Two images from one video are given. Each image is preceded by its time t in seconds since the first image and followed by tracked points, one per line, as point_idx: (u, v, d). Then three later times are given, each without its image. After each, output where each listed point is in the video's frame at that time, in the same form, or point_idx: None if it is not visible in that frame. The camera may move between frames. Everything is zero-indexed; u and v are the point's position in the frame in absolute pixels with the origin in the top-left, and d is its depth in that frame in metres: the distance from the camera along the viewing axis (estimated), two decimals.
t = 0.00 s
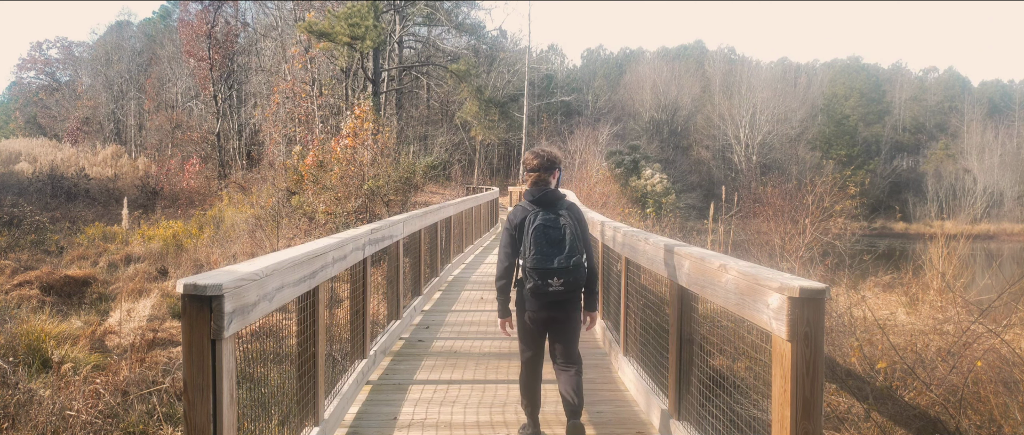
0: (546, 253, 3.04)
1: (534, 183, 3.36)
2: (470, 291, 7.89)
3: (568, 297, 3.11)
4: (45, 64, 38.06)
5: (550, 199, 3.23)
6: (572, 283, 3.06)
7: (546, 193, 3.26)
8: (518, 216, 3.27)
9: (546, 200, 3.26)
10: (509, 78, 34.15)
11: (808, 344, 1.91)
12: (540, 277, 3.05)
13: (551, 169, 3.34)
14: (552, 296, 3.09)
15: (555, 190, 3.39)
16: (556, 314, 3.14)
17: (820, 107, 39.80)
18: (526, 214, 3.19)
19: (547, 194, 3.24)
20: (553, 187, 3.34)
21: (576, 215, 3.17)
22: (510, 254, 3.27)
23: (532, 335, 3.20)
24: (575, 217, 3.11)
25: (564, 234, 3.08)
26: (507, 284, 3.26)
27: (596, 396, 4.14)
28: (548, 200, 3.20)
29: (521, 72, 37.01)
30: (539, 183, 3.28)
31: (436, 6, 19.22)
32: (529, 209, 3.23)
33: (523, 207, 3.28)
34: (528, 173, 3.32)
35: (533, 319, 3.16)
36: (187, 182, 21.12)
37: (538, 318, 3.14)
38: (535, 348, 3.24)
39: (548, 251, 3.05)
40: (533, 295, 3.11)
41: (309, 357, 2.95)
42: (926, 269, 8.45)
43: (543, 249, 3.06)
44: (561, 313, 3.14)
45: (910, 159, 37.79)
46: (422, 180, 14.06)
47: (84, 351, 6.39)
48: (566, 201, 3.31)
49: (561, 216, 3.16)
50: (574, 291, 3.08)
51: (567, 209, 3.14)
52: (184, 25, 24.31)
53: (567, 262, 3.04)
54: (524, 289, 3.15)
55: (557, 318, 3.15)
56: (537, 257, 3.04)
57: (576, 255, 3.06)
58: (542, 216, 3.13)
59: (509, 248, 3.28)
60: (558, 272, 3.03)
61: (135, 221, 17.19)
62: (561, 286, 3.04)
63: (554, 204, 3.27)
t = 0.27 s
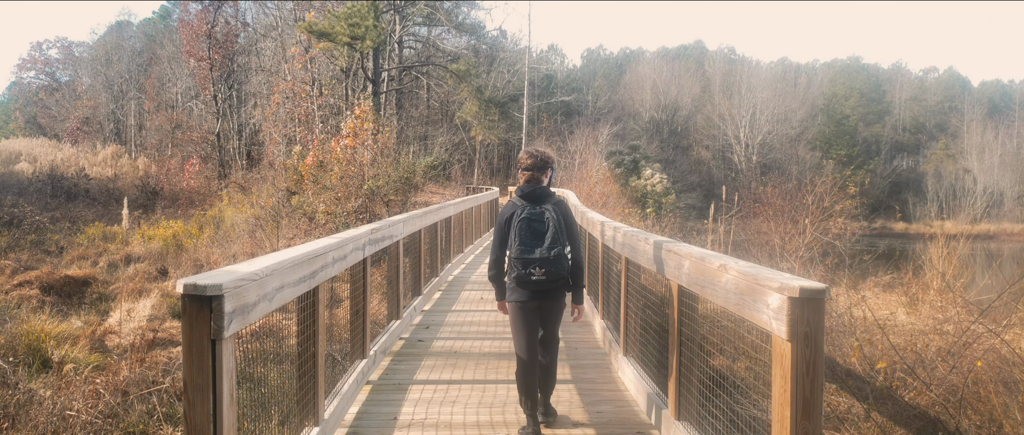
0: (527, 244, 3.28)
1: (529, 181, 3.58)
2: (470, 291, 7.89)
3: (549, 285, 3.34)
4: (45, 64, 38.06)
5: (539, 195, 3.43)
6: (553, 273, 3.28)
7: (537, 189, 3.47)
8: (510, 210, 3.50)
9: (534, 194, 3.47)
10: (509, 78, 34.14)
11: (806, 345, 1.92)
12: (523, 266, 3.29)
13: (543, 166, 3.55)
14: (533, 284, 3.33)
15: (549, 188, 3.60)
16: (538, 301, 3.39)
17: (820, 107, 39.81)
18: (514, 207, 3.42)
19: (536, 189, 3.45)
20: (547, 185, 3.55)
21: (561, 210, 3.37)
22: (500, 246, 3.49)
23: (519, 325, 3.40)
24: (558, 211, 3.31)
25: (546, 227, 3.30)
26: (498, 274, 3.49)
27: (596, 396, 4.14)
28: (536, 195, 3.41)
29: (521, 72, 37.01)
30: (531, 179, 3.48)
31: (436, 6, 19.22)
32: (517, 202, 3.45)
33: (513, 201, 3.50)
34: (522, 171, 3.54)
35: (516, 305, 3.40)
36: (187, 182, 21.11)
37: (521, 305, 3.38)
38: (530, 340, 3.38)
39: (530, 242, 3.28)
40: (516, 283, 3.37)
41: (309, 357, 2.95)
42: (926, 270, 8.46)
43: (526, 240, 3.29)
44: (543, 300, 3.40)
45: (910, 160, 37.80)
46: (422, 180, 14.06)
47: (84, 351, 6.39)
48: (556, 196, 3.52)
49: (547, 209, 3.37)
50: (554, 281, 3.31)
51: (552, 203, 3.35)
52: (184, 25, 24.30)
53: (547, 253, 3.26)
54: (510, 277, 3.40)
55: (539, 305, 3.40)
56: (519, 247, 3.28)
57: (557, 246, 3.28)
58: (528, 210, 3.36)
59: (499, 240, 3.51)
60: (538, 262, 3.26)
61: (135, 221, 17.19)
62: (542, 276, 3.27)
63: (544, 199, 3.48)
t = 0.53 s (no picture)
0: (522, 244, 3.49)
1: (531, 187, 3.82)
2: (470, 291, 7.89)
3: (541, 285, 3.54)
4: (45, 64, 38.07)
5: (538, 200, 3.65)
6: (545, 271, 3.48)
7: (537, 194, 3.71)
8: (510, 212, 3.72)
9: (534, 199, 3.70)
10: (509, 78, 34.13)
11: (806, 345, 1.92)
12: (517, 264, 3.49)
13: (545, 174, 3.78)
14: (525, 282, 3.53)
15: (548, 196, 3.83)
16: (530, 298, 3.57)
17: (820, 107, 39.82)
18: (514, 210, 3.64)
19: (536, 194, 3.68)
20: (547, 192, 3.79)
21: (558, 215, 3.59)
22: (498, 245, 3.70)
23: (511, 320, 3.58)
24: (557, 215, 3.54)
25: (542, 229, 3.52)
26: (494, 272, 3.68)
27: (596, 396, 4.14)
28: (535, 199, 3.64)
29: (521, 72, 37.00)
30: (532, 184, 3.70)
31: (436, 6, 19.22)
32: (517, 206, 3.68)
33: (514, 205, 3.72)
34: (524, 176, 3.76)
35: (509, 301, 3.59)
36: (187, 182, 21.11)
37: (514, 301, 3.57)
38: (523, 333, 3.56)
39: (526, 242, 3.49)
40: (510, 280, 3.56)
41: (309, 357, 2.95)
42: (926, 269, 8.45)
43: (522, 240, 3.50)
44: (534, 298, 3.58)
45: (910, 160, 37.81)
46: (422, 180, 14.06)
47: (84, 351, 6.40)
48: (554, 203, 3.75)
49: (545, 214, 3.60)
50: (547, 279, 3.51)
51: (550, 208, 3.58)
52: (184, 25, 24.31)
53: (541, 253, 3.47)
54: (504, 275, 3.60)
55: (530, 302, 3.58)
56: (515, 247, 3.49)
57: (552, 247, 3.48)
58: (527, 213, 3.58)
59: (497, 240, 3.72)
60: (532, 260, 3.46)
61: (135, 221, 17.19)
62: (535, 273, 3.47)
63: (543, 203, 3.72)
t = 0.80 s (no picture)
0: (524, 234, 3.75)
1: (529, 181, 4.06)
2: (470, 291, 7.89)
3: (539, 273, 3.82)
4: (45, 64, 38.04)
5: (538, 193, 3.90)
6: (544, 259, 3.76)
7: (536, 186, 3.95)
8: (510, 202, 3.98)
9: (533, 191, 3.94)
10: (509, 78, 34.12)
11: (806, 345, 1.91)
12: (518, 252, 3.77)
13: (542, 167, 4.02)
14: (525, 269, 3.81)
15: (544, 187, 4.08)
16: (528, 285, 3.85)
17: (820, 107, 39.83)
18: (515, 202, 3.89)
19: (536, 187, 3.93)
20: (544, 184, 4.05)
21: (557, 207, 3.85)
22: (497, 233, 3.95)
23: (506, 302, 3.88)
24: (557, 206, 3.79)
25: (543, 220, 3.79)
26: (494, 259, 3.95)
27: (596, 396, 4.14)
28: (535, 191, 3.88)
29: (521, 72, 36.99)
30: (531, 177, 3.92)
31: (436, 6, 19.21)
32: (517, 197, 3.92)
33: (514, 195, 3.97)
34: (523, 170, 3.97)
35: (506, 285, 3.88)
36: (187, 182, 21.10)
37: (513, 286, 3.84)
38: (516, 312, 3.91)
39: (528, 233, 3.75)
40: (509, 265, 3.85)
41: (309, 357, 2.95)
42: (926, 269, 8.45)
43: (523, 230, 3.78)
44: (532, 285, 3.85)
45: (910, 160, 37.80)
46: (422, 180, 14.06)
47: (84, 351, 6.40)
48: (550, 195, 4.01)
49: (544, 206, 3.86)
50: (544, 268, 3.79)
51: (550, 200, 3.84)
52: (184, 25, 24.30)
53: (542, 243, 3.75)
54: (503, 262, 3.87)
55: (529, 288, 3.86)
56: (517, 236, 3.75)
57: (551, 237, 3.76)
58: (528, 205, 3.84)
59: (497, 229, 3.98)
60: (533, 249, 3.74)
61: (135, 221, 17.19)
62: (534, 261, 3.75)
63: (541, 196, 3.98)
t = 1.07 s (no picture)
0: (522, 240, 3.94)
1: (519, 186, 4.25)
2: (470, 291, 7.89)
3: (536, 274, 4.02)
4: (45, 64, 38.03)
5: (530, 199, 4.09)
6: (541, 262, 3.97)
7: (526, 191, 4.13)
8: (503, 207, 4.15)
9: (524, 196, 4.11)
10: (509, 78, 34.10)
11: (807, 345, 1.91)
12: (516, 256, 3.95)
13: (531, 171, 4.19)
14: (522, 271, 4.01)
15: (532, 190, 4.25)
16: (526, 286, 4.05)
17: (820, 107, 39.85)
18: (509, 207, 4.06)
19: (527, 192, 4.11)
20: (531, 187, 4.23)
21: (549, 211, 4.06)
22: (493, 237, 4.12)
23: (506, 302, 4.10)
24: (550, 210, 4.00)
25: (537, 225, 3.99)
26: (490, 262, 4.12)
27: (596, 396, 4.14)
28: (528, 196, 4.06)
29: (521, 72, 36.99)
30: (522, 182, 4.07)
31: (436, 6, 19.21)
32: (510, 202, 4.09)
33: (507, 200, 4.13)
34: (511, 174, 4.10)
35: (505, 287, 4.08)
36: (187, 182, 21.10)
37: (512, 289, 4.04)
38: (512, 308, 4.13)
39: (525, 238, 3.94)
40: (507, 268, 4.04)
41: (309, 357, 2.95)
42: (926, 269, 8.44)
43: (520, 235, 3.96)
44: (529, 287, 4.05)
45: (910, 159, 37.81)
46: (422, 180, 14.06)
47: (84, 351, 6.40)
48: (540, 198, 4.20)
49: (537, 210, 4.05)
50: (541, 269, 4.00)
51: (542, 205, 4.03)
52: (184, 25, 24.30)
53: (539, 248, 3.96)
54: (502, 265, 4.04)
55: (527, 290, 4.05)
56: (515, 242, 3.93)
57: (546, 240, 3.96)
58: (522, 211, 4.02)
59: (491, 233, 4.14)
60: (531, 254, 3.95)
61: (134, 221, 17.18)
62: (532, 265, 3.95)
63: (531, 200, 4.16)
